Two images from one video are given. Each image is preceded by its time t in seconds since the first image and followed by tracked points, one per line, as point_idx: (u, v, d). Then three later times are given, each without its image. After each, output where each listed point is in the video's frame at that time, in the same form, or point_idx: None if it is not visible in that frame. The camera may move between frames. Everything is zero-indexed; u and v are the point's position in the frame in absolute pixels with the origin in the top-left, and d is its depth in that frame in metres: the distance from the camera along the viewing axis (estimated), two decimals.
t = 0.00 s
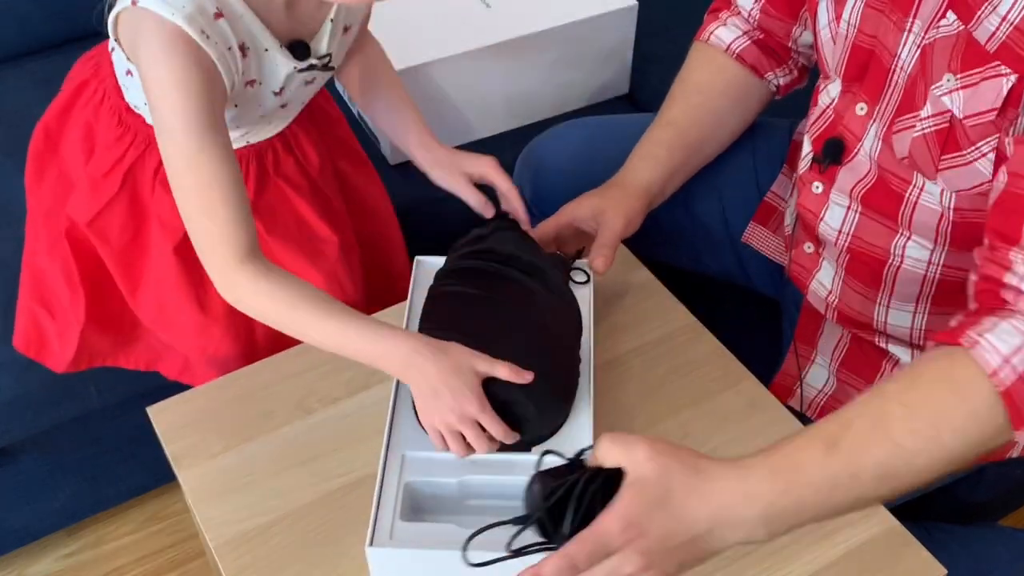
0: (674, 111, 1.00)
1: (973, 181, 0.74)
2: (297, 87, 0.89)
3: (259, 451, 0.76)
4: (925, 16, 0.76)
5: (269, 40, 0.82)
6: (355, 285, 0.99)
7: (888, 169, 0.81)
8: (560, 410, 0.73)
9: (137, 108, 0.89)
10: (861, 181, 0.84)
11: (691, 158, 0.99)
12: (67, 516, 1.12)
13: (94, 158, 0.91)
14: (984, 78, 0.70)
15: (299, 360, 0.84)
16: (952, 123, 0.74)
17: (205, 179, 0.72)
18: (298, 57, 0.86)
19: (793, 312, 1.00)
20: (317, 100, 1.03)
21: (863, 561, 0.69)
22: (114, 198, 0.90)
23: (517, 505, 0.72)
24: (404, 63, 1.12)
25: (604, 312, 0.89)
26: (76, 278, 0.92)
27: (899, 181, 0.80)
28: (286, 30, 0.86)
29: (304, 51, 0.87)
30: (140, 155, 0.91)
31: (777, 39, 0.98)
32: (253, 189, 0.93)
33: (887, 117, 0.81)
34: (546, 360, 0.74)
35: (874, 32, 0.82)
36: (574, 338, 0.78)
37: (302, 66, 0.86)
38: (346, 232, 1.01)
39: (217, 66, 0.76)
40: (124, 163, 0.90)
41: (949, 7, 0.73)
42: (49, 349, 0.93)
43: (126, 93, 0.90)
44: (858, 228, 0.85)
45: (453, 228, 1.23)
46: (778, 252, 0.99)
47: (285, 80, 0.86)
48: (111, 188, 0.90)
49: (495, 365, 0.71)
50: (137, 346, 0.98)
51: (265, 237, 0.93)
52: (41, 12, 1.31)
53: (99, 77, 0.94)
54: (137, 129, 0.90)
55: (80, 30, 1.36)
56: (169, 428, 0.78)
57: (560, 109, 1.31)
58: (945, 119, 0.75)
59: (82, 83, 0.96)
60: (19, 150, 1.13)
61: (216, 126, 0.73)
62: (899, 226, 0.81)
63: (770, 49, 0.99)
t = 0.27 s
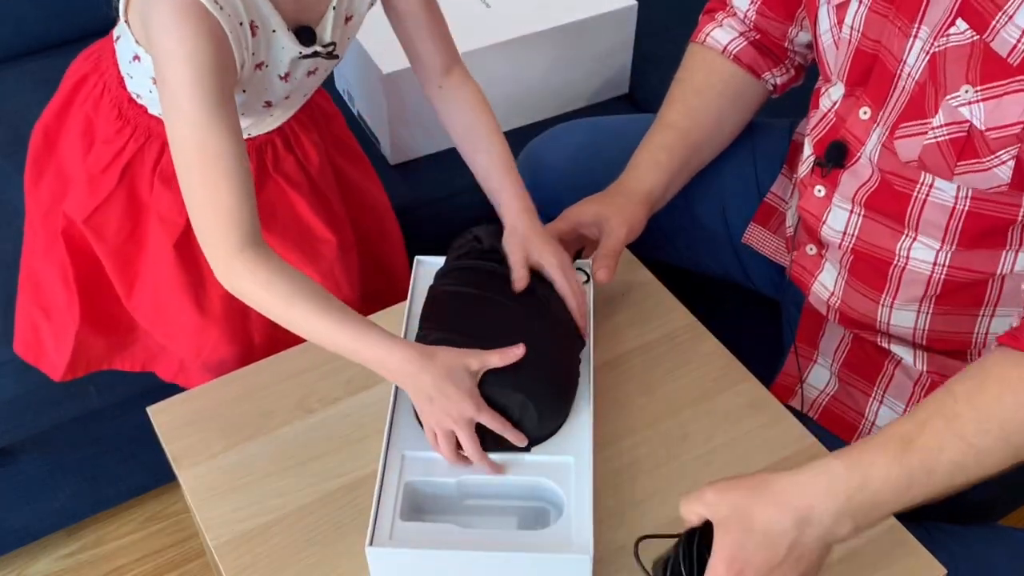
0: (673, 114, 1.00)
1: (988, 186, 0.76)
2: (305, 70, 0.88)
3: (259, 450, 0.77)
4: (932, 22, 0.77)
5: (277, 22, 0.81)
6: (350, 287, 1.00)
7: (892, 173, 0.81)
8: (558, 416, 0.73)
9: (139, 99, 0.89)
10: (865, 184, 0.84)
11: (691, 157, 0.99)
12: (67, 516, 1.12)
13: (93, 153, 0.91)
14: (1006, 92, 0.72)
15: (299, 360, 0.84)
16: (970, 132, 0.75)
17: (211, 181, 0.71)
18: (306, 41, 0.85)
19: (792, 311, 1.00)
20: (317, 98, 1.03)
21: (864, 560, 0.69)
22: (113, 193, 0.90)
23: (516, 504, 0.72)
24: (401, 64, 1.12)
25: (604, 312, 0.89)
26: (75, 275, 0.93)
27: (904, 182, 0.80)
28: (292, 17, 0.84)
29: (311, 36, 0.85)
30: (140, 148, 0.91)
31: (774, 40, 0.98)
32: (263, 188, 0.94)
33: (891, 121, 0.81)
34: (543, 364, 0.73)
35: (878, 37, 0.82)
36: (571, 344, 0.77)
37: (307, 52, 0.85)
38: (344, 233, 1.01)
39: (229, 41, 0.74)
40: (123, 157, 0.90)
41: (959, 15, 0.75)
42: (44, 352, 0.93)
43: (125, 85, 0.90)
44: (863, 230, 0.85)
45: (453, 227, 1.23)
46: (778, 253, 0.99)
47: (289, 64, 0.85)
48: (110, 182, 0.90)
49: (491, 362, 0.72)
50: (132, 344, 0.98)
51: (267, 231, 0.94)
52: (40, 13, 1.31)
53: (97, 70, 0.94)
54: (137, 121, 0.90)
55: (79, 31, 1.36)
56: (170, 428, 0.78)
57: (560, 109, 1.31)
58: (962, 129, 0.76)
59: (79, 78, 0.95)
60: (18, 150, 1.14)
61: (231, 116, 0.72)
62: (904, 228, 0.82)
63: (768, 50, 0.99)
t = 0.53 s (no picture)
0: (674, 114, 1.01)
1: (986, 185, 0.75)
2: (320, 71, 0.87)
3: (259, 450, 0.77)
4: (934, 20, 0.76)
5: (292, 20, 0.80)
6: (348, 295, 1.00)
7: (893, 171, 0.81)
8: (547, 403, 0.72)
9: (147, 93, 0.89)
10: (866, 182, 0.84)
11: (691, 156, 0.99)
12: (67, 516, 1.12)
13: (98, 147, 0.91)
14: (1004, 89, 0.71)
15: (299, 360, 0.84)
16: (967, 130, 0.74)
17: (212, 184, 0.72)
18: (320, 41, 0.84)
19: (793, 310, 1.01)
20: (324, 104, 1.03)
21: (864, 559, 0.69)
22: (117, 188, 0.90)
23: (508, 493, 0.72)
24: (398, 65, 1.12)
25: (604, 311, 0.89)
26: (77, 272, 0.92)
27: (904, 181, 0.81)
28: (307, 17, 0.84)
29: (326, 37, 0.85)
30: (145, 143, 0.90)
31: (781, 39, 0.98)
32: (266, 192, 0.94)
33: (892, 119, 0.81)
34: (534, 352, 0.73)
35: (882, 35, 0.82)
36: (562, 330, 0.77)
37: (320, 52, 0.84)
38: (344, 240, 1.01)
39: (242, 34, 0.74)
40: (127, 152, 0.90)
41: (961, 13, 0.74)
42: (47, 353, 0.93)
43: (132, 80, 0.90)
44: (863, 227, 0.85)
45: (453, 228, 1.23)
46: (779, 252, 0.99)
47: (303, 62, 0.84)
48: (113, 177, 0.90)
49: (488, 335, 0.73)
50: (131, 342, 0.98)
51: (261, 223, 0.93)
52: (40, 13, 1.31)
53: (105, 64, 0.94)
54: (143, 116, 0.90)
55: (81, 31, 1.36)
56: (169, 427, 0.78)
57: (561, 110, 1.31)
58: (959, 126, 0.75)
59: (88, 71, 0.95)
60: (19, 150, 1.14)
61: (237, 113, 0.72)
62: (904, 226, 0.82)
63: (772, 49, 0.99)
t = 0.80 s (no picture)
0: (671, 108, 1.01)
1: (984, 182, 0.75)
2: (326, 64, 0.86)
3: (259, 450, 0.77)
4: (930, 18, 0.76)
5: (302, 6, 0.78)
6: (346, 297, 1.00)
7: (890, 168, 0.81)
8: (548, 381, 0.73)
9: (148, 91, 0.88)
10: (863, 180, 0.84)
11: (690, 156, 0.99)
12: (67, 516, 1.12)
13: (98, 149, 0.91)
14: (1001, 87, 0.71)
15: (299, 360, 0.84)
16: (964, 127, 0.75)
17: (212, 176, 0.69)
18: (326, 31, 0.83)
19: (792, 310, 1.00)
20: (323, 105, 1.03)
21: (864, 559, 0.69)
22: (118, 189, 0.90)
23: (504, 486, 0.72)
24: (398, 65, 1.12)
25: (603, 311, 0.89)
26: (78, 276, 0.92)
27: (901, 177, 0.80)
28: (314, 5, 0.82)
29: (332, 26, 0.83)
30: (145, 144, 0.90)
31: (779, 36, 0.98)
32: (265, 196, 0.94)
33: (889, 116, 0.81)
34: (540, 340, 0.73)
35: (878, 32, 0.82)
36: (560, 305, 0.77)
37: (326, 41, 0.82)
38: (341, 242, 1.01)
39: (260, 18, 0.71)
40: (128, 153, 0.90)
41: (955, 11, 0.74)
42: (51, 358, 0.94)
43: (131, 79, 0.90)
44: (860, 225, 0.85)
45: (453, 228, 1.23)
46: (778, 250, 0.99)
47: (309, 49, 0.82)
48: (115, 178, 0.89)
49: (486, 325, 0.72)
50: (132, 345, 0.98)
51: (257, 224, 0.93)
52: (40, 13, 1.31)
53: (104, 65, 0.93)
54: (143, 115, 0.90)
55: (80, 31, 1.36)
56: (169, 427, 0.78)
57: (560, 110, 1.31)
58: (956, 124, 0.75)
59: (88, 73, 0.95)
60: (18, 151, 1.14)
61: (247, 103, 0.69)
62: (901, 224, 0.82)
63: (772, 46, 0.99)
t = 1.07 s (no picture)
0: (662, 96, 1.01)
1: (972, 179, 0.74)
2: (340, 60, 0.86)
3: (259, 450, 0.77)
4: (921, 14, 0.76)
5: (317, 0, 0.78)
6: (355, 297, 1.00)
7: (883, 165, 0.81)
8: (550, 351, 0.76)
9: (154, 95, 0.88)
10: (857, 178, 0.84)
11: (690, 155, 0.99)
12: (67, 516, 1.12)
13: (104, 155, 0.91)
14: (986, 80, 0.70)
15: (299, 360, 0.84)
16: (952, 122, 0.74)
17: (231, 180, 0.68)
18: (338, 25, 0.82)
19: (792, 309, 1.00)
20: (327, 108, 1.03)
21: (864, 559, 0.69)
22: (127, 195, 0.89)
23: (502, 453, 0.75)
24: (397, 65, 1.12)
25: (604, 311, 0.89)
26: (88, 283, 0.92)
27: (895, 175, 0.80)
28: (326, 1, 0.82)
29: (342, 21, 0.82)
30: (151, 148, 0.90)
31: (775, 31, 0.98)
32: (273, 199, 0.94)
33: (881, 112, 0.80)
34: (542, 309, 0.78)
35: (871, 28, 0.82)
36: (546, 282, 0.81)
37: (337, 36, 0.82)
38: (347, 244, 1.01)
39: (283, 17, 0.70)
40: (136, 159, 0.89)
41: (945, 7, 0.73)
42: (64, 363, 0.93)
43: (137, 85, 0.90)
44: (856, 224, 0.85)
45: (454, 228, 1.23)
46: (777, 250, 0.99)
47: (322, 44, 0.82)
48: (124, 185, 0.89)
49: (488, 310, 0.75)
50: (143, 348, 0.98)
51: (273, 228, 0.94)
52: (40, 14, 1.31)
53: (111, 73, 0.94)
54: (149, 120, 0.90)
55: (80, 31, 1.36)
56: (170, 427, 0.78)
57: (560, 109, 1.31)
58: (944, 118, 0.74)
59: (93, 83, 0.96)
60: (19, 151, 1.14)
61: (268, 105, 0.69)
62: (896, 223, 0.82)
63: (766, 40, 0.98)
